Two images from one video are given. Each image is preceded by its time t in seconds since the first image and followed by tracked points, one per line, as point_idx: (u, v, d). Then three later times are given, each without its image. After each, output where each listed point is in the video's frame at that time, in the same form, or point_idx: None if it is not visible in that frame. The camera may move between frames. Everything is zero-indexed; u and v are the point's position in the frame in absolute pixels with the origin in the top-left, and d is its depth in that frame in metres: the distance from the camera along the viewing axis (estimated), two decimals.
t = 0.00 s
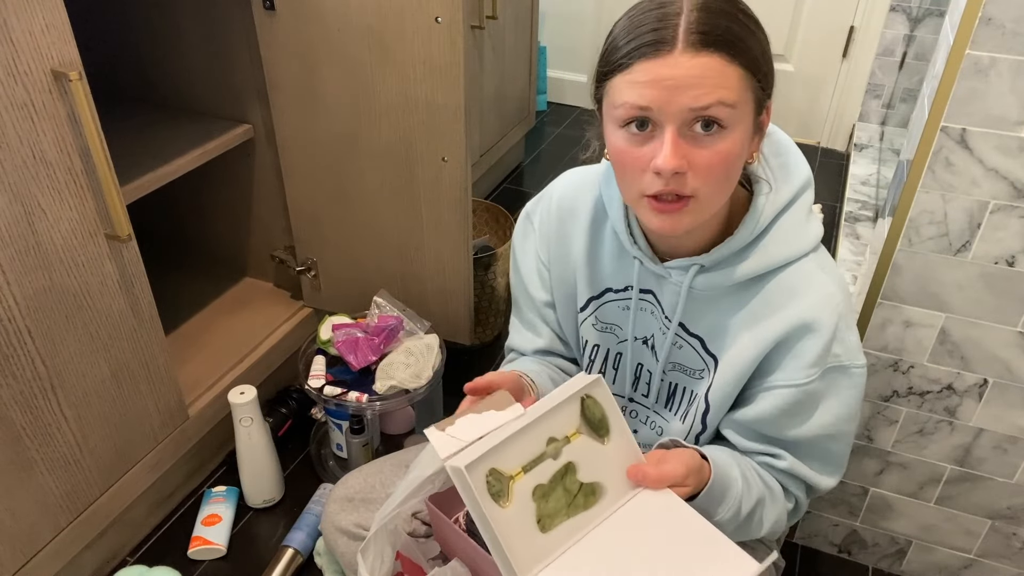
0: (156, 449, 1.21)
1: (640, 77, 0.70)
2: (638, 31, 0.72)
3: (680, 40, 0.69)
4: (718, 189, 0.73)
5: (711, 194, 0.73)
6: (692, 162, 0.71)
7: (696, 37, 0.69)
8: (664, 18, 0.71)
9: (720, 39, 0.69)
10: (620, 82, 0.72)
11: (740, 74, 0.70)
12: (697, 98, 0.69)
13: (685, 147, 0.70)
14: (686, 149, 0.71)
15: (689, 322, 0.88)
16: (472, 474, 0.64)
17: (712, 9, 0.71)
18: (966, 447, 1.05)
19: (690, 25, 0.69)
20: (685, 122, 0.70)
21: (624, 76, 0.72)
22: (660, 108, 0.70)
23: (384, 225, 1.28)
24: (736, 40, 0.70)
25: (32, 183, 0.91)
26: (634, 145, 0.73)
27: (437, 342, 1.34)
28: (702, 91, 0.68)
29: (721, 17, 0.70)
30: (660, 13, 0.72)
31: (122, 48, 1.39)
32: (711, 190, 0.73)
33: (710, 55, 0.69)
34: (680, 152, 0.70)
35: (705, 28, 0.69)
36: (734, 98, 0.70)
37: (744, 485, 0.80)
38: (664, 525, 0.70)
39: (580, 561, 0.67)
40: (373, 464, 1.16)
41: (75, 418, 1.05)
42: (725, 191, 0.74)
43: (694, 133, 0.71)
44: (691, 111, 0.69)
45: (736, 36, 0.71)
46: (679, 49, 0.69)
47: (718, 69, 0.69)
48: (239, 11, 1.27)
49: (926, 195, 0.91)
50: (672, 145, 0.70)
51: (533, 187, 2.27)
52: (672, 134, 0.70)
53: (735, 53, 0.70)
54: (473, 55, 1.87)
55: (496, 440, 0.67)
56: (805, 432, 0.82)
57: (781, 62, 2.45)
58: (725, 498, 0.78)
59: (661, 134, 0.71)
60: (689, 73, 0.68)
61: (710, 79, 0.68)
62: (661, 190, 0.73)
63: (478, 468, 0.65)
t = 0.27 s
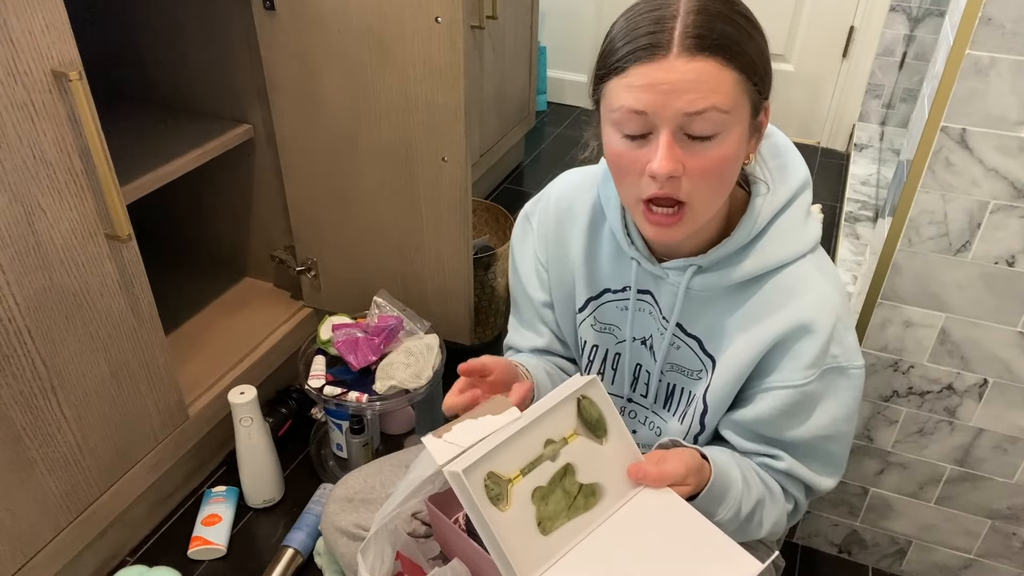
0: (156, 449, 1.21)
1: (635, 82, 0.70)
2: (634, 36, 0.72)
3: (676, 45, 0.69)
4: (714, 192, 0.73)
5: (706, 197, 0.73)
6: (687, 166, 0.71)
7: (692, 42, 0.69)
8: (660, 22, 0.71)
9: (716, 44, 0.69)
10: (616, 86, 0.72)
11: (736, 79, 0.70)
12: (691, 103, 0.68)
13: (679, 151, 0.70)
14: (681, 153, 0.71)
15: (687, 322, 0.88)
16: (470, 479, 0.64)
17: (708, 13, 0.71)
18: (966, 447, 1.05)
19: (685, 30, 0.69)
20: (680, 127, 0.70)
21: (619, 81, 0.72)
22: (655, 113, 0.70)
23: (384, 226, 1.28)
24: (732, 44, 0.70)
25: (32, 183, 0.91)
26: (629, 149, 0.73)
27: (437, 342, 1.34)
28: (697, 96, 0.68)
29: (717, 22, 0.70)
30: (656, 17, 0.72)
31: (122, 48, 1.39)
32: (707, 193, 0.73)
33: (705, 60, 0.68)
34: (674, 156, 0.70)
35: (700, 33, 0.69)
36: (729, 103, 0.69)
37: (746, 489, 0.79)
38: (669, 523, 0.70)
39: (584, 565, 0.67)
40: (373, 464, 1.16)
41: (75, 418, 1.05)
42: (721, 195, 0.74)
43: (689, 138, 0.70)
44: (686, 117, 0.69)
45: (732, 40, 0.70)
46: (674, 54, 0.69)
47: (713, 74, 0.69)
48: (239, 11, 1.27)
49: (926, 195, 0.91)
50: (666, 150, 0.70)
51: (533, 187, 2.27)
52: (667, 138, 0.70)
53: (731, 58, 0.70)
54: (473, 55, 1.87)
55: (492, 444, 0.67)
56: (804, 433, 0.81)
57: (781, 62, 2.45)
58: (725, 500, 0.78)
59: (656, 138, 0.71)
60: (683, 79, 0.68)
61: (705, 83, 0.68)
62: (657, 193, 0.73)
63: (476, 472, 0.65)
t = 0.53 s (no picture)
0: (156, 449, 1.21)
1: (631, 76, 0.70)
2: (634, 33, 0.72)
3: (672, 40, 0.69)
4: (703, 193, 0.72)
5: (694, 196, 0.72)
6: (676, 163, 0.70)
7: (690, 40, 0.68)
8: (661, 20, 0.71)
9: (714, 44, 0.69)
10: (612, 81, 0.72)
11: (731, 80, 0.70)
12: (684, 99, 0.68)
13: (670, 148, 0.70)
14: (672, 150, 0.70)
15: (675, 324, 0.87)
16: (443, 462, 0.59)
17: (708, 12, 0.70)
18: (966, 447, 1.05)
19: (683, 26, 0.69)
20: (671, 123, 0.69)
21: (615, 75, 0.72)
22: (647, 107, 0.69)
23: (384, 225, 1.28)
24: (730, 43, 0.70)
25: (32, 182, 0.91)
26: (622, 142, 0.73)
27: (437, 342, 1.34)
28: (690, 93, 0.68)
29: (716, 20, 0.70)
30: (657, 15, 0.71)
31: (122, 48, 1.39)
32: (696, 192, 0.72)
33: (702, 58, 0.68)
34: (664, 152, 0.70)
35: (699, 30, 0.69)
36: (723, 102, 0.69)
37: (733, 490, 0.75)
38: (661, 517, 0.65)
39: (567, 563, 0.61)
40: (373, 464, 1.17)
41: (75, 418, 1.05)
42: (711, 196, 0.73)
43: (680, 135, 0.70)
44: (678, 113, 0.69)
45: (730, 39, 0.70)
46: (671, 50, 0.68)
47: (708, 73, 0.68)
48: (239, 11, 1.27)
49: (926, 195, 0.91)
50: (656, 145, 0.70)
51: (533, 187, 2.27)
52: (658, 134, 0.70)
53: (728, 57, 0.69)
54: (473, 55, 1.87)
55: (465, 425, 0.62)
56: (787, 454, 0.75)
57: (781, 62, 2.45)
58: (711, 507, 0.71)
59: (648, 134, 0.71)
60: (678, 74, 0.68)
61: (699, 81, 0.68)
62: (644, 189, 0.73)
63: (449, 455, 0.60)
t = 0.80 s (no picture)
0: (156, 449, 1.21)
1: (619, 90, 0.67)
2: (630, 47, 0.68)
3: (663, 62, 0.65)
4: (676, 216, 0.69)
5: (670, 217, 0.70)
6: (650, 183, 0.68)
7: (678, 68, 0.64)
8: (659, 36, 0.67)
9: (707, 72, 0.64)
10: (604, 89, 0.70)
11: (719, 110, 0.65)
12: (665, 122, 0.65)
13: (645, 168, 0.67)
14: (650, 169, 0.67)
15: (665, 330, 0.87)
16: (440, 469, 0.54)
17: (710, 32, 0.65)
18: (966, 447, 1.05)
19: (677, 49, 0.65)
20: (653, 141, 0.66)
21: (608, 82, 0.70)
22: (629, 124, 0.67)
23: (384, 224, 1.28)
24: (723, 72, 0.64)
25: (32, 183, 0.91)
26: (607, 149, 0.71)
27: (437, 342, 1.34)
28: (672, 116, 0.64)
29: (716, 44, 0.65)
30: (659, 28, 0.67)
31: (122, 48, 1.39)
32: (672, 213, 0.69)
33: (688, 86, 0.64)
34: (639, 172, 0.67)
35: (691, 55, 0.64)
36: (706, 131, 0.65)
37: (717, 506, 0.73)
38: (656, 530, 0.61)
39: None
40: (370, 467, 1.17)
41: (75, 418, 1.05)
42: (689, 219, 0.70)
43: (660, 154, 0.67)
44: (657, 136, 0.66)
45: (726, 67, 0.65)
46: (657, 72, 0.65)
47: (692, 103, 0.64)
48: (239, 11, 1.27)
49: (926, 195, 0.91)
50: (633, 163, 0.67)
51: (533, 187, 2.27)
52: (635, 153, 0.67)
53: (718, 87, 0.64)
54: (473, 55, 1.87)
55: (464, 431, 0.57)
56: (764, 471, 0.76)
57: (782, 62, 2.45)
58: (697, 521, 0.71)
59: (629, 149, 0.68)
60: (659, 100, 0.64)
61: (681, 109, 0.64)
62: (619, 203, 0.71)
63: (447, 462, 0.55)
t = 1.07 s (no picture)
0: (156, 449, 1.21)
1: (628, 108, 0.67)
2: (643, 65, 0.68)
3: (673, 87, 0.65)
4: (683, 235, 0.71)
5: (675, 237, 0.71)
6: (659, 204, 0.69)
7: (686, 95, 0.64)
8: (671, 57, 0.66)
9: (717, 100, 0.64)
10: (614, 107, 0.70)
11: (727, 139, 0.65)
12: (674, 146, 0.65)
13: (655, 189, 0.68)
14: (657, 191, 0.68)
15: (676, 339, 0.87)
16: (460, 517, 0.58)
17: (724, 58, 0.64)
18: (966, 447, 1.05)
19: (689, 75, 0.64)
20: (660, 164, 0.67)
21: (618, 101, 0.70)
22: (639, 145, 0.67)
23: (384, 225, 1.28)
24: (735, 97, 0.64)
25: (32, 183, 0.91)
26: (616, 164, 0.72)
27: (437, 342, 1.34)
28: (679, 142, 0.65)
29: (729, 70, 0.64)
30: (672, 50, 0.67)
31: (122, 48, 1.39)
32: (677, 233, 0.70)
33: (698, 113, 0.64)
34: (646, 195, 0.68)
35: (704, 82, 0.64)
36: (713, 157, 0.65)
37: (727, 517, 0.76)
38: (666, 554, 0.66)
39: None
40: (371, 466, 1.16)
41: (75, 418, 1.05)
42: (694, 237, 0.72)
43: (667, 177, 0.68)
44: (666, 160, 0.66)
45: (739, 93, 0.64)
46: (666, 97, 0.65)
47: (700, 130, 0.64)
48: (240, 10, 1.27)
49: (926, 195, 0.91)
50: (640, 184, 0.68)
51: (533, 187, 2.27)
52: (644, 173, 0.68)
53: (730, 114, 0.64)
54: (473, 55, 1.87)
55: (481, 476, 0.61)
56: (776, 479, 0.77)
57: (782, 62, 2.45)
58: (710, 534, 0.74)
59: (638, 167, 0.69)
60: (669, 125, 0.65)
61: (692, 135, 0.64)
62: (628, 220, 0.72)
63: (468, 509, 0.59)
